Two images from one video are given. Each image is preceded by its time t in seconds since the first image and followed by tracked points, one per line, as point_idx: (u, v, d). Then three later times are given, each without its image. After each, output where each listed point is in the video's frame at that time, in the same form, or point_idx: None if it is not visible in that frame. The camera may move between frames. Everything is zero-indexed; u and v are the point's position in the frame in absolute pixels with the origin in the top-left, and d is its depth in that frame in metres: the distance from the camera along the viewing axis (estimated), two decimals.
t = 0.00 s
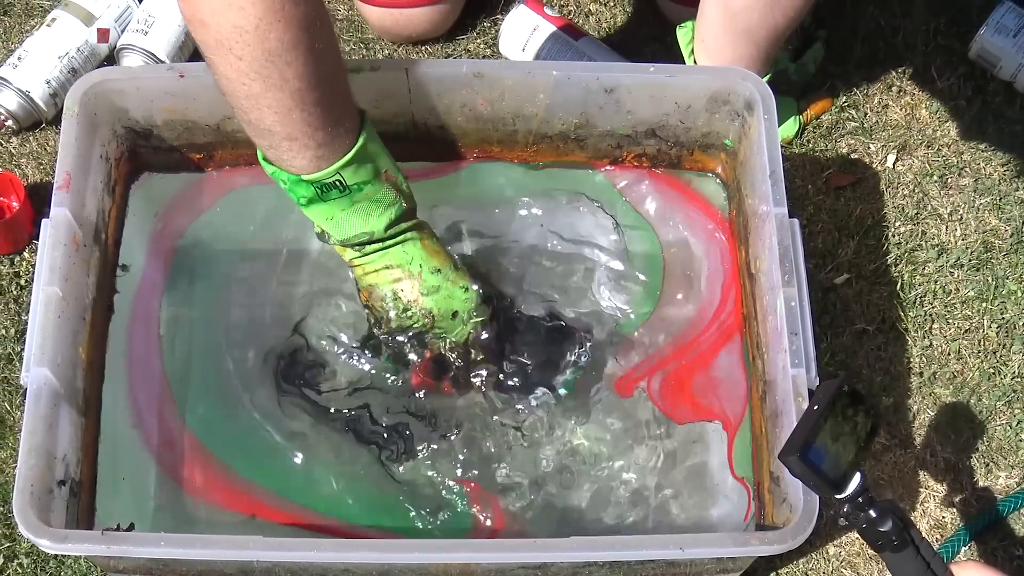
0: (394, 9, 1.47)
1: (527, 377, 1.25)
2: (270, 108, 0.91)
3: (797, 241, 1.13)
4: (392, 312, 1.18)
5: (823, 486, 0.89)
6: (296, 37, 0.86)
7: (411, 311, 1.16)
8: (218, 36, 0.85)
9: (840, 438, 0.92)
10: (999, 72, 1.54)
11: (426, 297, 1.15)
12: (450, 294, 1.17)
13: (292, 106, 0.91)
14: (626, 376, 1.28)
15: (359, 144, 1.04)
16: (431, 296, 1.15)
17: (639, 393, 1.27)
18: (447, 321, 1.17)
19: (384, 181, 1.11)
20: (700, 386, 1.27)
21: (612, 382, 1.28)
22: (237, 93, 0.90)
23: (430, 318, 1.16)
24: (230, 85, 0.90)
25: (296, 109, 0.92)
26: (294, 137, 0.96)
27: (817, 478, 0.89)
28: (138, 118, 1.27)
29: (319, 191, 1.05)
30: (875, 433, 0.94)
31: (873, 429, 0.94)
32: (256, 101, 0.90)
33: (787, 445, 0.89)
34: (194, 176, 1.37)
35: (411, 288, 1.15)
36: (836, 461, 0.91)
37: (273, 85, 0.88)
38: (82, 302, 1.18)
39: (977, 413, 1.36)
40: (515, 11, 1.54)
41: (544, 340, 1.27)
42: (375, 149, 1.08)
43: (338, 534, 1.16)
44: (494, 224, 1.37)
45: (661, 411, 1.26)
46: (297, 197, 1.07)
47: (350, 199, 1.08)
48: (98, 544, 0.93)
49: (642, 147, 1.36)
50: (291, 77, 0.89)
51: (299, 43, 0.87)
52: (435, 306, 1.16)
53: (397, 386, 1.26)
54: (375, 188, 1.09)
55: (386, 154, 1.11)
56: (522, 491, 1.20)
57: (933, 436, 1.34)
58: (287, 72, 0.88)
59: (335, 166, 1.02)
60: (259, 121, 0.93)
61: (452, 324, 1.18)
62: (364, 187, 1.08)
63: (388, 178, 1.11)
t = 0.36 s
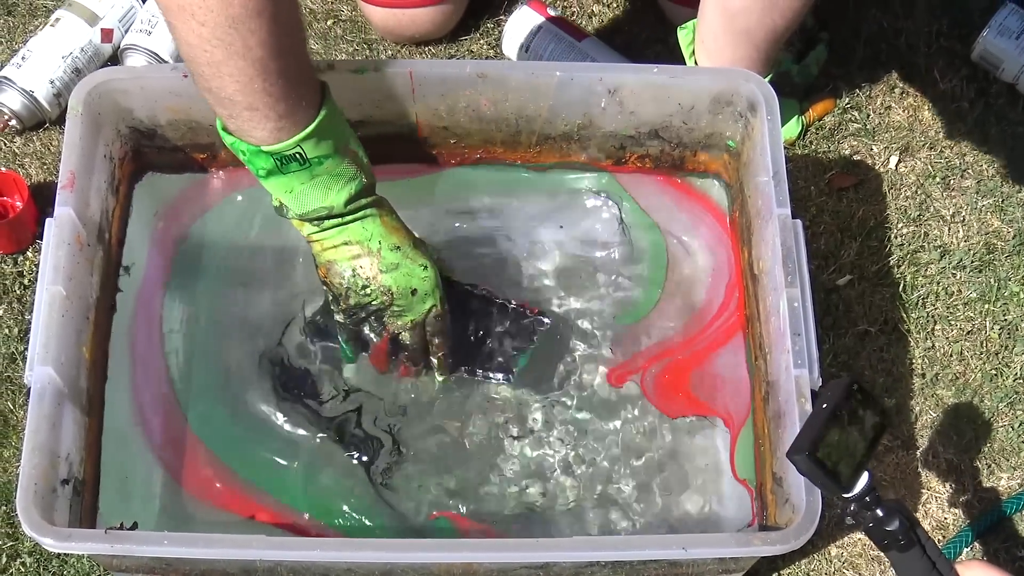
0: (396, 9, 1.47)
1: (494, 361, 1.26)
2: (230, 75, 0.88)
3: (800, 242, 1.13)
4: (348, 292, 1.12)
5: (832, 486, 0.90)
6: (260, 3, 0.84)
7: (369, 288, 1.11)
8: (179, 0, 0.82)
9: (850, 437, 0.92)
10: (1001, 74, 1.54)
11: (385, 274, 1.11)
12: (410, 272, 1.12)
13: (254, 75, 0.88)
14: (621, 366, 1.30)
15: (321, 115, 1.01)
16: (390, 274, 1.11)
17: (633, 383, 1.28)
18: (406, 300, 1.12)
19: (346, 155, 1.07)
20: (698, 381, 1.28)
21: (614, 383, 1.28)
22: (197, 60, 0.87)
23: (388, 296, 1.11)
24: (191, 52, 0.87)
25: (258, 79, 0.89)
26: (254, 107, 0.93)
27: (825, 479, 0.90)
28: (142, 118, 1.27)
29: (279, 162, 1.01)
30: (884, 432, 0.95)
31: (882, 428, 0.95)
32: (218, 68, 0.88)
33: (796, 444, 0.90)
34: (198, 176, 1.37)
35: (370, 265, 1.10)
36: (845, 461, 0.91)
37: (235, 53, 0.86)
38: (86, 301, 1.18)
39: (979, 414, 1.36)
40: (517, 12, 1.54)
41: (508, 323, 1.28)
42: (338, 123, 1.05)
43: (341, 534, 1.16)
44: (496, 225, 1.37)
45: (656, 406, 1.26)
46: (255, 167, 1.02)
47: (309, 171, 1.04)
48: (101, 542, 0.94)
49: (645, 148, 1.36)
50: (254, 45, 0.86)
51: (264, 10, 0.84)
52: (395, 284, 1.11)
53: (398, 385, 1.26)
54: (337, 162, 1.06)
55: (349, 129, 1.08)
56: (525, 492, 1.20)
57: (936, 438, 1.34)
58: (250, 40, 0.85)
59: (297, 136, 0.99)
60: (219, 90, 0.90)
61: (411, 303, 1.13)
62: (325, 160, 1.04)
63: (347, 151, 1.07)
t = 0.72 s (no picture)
0: (397, 16, 1.48)
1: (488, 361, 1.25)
2: (226, 82, 0.88)
3: (800, 247, 1.13)
4: (342, 298, 1.13)
5: (837, 491, 0.90)
6: (256, 11, 0.84)
7: (363, 295, 1.12)
8: (176, 7, 0.82)
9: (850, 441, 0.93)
10: (1000, 79, 1.55)
11: (379, 281, 1.12)
12: (403, 279, 1.13)
13: (250, 81, 0.89)
14: (606, 358, 1.30)
15: (314, 123, 1.01)
16: (383, 281, 1.12)
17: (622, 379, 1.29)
18: (399, 307, 1.14)
19: (340, 162, 1.08)
20: (688, 377, 1.28)
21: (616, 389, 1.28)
22: (193, 66, 0.88)
23: (381, 304, 1.13)
24: (187, 59, 0.87)
25: (254, 85, 0.89)
26: (249, 113, 0.93)
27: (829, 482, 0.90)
28: (145, 125, 1.28)
29: (272, 169, 1.02)
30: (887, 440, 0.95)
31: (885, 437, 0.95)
32: (212, 75, 0.88)
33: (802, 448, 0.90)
34: (199, 183, 1.38)
35: (364, 272, 1.12)
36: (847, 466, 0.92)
37: (231, 60, 0.86)
38: (89, 308, 1.19)
39: (979, 418, 1.36)
40: (517, 19, 1.55)
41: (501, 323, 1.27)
42: (330, 128, 1.05)
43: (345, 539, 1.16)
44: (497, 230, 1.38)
45: (642, 399, 1.27)
46: (249, 173, 1.03)
47: (302, 178, 1.05)
48: (104, 549, 0.94)
49: (645, 153, 1.37)
50: (249, 51, 0.86)
51: (259, 17, 0.85)
52: (388, 291, 1.13)
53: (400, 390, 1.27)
54: (330, 168, 1.07)
55: (342, 134, 1.09)
56: (527, 497, 1.21)
57: (935, 442, 1.34)
58: (245, 47, 0.86)
59: (290, 144, 0.99)
60: (212, 95, 0.90)
61: (404, 309, 1.14)
62: (318, 167, 1.05)
63: (341, 160, 1.09)
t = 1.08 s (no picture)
0: (392, 25, 1.49)
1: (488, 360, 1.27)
2: (217, 82, 0.89)
3: (793, 251, 1.14)
4: (338, 297, 1.12)
5: (832, 493, 0.91)
6: (245, 10, 0.85)
7: (360, 293, 1.11)
8: (165, 8, 0.84)
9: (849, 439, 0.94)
10: (993, 82, 1.56)
11: (375, 279, 1.11)
12: (400, 276, 1.12)
13: (241, 80, 0.89)
14: (596, 356, 1.31)
15: (306, 122, 1.02)
16: (379, 278, 1.11)
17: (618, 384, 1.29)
18: (396, 304, 1.13)
19: (334, 161, 1.09)
20: (680, 379, 1.29)
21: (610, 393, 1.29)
22: (185, 67, 0.89)
23: (379, 301, 1.12)
24: (179, 60, 0.88)
25: (245, 84, 0.90)
26: (241, 113, 0.94)
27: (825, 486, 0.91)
28: (140, 135, 1.28)
29: (266, 168, 1.03)
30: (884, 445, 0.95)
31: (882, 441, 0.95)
32: (204, 75, 0.89)
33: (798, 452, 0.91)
34: (195, 193, 1.38)
35: (360, 270, 1.11)
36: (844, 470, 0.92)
37: (221, 59, 0.87)
38: (86, 317, 1.19)
39: (976, 420, 1.36)
40: (512, 27, 1.56)
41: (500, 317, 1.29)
42: (323, 128, 1.06)
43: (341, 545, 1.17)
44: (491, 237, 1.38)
45: (630, 399, 1.28)
46: (243, 174, 1.03)
47: (297, 177, 1.06)
48: (102, 556, 0.94)
49: (639, 159, 1.37)
50: (240, 50, 0.87)
51: (249, 16, 0.86)
52: (384, 289, 1.12)
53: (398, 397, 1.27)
54: (324, 167, 1.07)
55: (335, 133, 1.09)
56: (524, 502, 1.21)
57: (931, 444, 1.35)
58: (236, 45, 0.86)
59: (283, 143, 1.00)
60: (206, 96, 0.92)
61: (401, 307, 1.13)
62: (312, 166, 1.05)
63: (335, 159, 1.09)
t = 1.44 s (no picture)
0: (394, 27, 1.49)
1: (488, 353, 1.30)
2: (218, 68, 0.89)
3: (793, 253, 1.14)
4: (339, 286, 1.11)
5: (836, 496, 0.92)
6: None
7: (362, 281, 1.11)
8: None
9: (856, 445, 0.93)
10: (995, 86, 1.56)
11: (376, 267, 1.11)
12: (401, 265, 1.12)
13: (243, 66, 0.90)
14: (591, 350, 1.32)
15: (308, 109, 1.03)
16: (381, 267, 1.11)
17: (618, 386, 1.29)
18: (398, 293, 1.13)
19: (335, 148, 1.09)
20: (678, 381, 1.29)
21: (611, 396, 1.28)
22: (186, 53, 0.89)
23: (381, 290, 1.12)
24: (179, 45, 0.88)
25: (247, 69, 0.90)
26: (243, 99, 0.94)
27: (828, 488, 0.91)
28: (142, 137, 1.28)
29: (268, 155, 1.03)
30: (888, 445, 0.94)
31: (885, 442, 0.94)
32: (205, 59, 0.89)
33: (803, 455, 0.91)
34: (195, 194, 1.38)
35: (362, 258, 1.11)
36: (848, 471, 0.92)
37: (222, 44, 0.87)
38: (87, 319, 1.19)
39: (977, 423, 1.36)
40: (513, 29, 1.56)
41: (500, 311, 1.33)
42: (323, 115, 1.07)
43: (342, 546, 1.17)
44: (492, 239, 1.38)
45: (625, 399, 1.28)
46: (244, 162, 1.04)
47: (298, 164, 1.06)
48: (102, 557, 0.94)
49: (640, 162, 1.37)
50: (241, 35, 0.87)
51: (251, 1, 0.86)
52: (387, 277, 1.12)
53: (399, 399, 1.27)
54: (325, 155, 1.07)
55: (335, 123, 1.10)
56: (525, 504, 1.21)
57: (932, 448, 1.34)
58: (238, 30, 0.87)
59: (285, 129, 1.01)
60: (209, 83, 0.92)
61: (403, 296, 1.13)
62: (313, 153, 1.06)
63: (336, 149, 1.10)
